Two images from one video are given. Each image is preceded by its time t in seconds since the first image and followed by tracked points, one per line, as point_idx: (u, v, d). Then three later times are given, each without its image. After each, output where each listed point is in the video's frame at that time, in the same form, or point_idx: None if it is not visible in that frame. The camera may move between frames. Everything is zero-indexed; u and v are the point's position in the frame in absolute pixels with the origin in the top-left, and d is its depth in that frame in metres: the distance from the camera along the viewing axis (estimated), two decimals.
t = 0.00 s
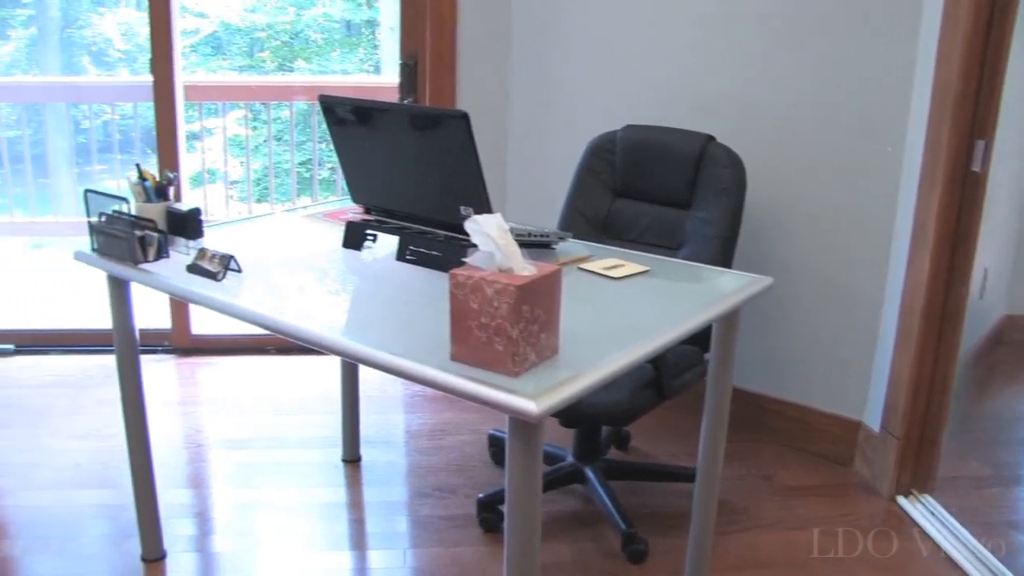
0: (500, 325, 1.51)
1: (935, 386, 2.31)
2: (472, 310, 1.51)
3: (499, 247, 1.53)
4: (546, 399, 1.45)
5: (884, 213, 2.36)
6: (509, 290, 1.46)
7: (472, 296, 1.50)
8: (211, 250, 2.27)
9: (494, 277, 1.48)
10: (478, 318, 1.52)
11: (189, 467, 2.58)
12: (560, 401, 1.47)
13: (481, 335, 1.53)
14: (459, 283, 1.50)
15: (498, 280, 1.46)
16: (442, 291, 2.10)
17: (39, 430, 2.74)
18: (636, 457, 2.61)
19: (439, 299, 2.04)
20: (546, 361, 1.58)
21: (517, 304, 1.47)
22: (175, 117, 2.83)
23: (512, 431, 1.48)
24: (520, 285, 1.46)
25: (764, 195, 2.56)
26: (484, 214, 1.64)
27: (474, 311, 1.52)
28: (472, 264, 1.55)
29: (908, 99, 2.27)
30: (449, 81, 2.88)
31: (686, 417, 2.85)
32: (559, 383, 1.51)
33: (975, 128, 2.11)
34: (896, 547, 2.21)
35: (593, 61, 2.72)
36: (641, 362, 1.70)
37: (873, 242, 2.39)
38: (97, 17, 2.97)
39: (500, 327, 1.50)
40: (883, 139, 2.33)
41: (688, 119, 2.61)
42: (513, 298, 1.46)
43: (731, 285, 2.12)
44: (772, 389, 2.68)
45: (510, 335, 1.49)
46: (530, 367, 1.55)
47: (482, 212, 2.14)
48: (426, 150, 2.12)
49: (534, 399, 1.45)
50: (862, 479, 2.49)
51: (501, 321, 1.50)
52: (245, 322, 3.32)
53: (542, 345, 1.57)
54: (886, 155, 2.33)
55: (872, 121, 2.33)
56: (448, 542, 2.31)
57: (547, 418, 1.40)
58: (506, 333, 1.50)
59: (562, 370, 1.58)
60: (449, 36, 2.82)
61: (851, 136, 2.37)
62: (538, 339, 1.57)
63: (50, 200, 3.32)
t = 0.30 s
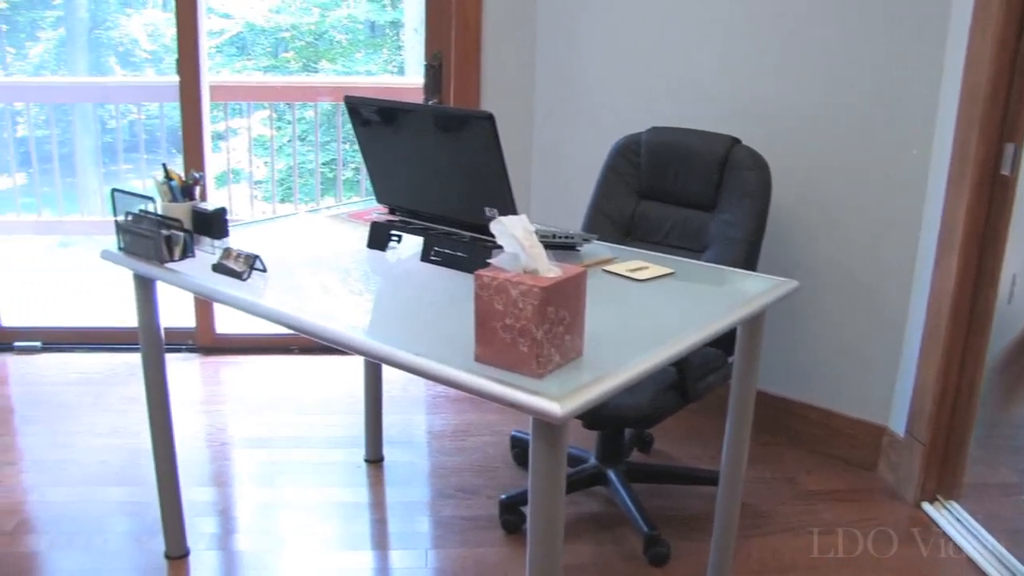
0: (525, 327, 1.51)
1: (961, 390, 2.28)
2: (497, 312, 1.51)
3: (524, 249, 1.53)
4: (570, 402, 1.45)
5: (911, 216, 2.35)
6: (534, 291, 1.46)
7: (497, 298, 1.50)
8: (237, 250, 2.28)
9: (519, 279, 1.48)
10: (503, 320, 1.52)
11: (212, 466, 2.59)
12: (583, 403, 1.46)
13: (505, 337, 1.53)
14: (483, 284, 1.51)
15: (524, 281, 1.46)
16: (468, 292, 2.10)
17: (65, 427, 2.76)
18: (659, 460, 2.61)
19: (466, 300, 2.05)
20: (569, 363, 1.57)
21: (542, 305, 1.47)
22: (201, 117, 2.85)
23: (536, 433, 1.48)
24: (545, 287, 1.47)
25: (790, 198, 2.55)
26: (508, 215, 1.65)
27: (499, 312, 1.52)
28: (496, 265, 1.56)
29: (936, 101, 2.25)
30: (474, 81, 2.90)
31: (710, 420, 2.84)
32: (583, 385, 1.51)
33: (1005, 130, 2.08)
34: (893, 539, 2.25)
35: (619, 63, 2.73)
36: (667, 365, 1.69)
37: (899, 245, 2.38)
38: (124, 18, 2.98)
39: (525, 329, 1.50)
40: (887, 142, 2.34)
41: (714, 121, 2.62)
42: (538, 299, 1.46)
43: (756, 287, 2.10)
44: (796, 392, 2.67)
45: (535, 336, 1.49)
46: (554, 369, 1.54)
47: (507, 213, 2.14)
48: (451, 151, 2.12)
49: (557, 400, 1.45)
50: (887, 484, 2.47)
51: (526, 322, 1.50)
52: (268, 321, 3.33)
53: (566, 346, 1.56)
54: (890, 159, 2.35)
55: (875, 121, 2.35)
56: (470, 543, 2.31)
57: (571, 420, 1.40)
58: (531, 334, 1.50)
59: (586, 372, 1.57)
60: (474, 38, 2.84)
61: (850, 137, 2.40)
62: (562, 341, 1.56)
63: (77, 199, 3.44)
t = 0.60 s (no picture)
0: (556, 330, 1.51)
1: (995, 397, 2.25)
2: (528, 314, 1.51)
3: (554, 251, 1.54)
4: (599, 405, 1.44)
5: (944, 221, 2.32)
6: (565, 294, 1.46)
7: (528, 300, 1.50)
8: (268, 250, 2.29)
9: (550, 281, 1.48)
10: (534, 322, 1.51)
11: (240, 464, 2.61)
12: (613, 406, 1.45)
13: (536, 339, 1.53)
14: (514, 286, 1.50)
15: (555, 283, 1.46)
16: (499, 294, 2.09)
17: (95, 424, 2.78)
18: (687, 464, 2.61)
19: (497, 301, 2.04)
20: (599, 366, 1.56)
21: (573, 308, 1.46)
22: (233, 115, 2.86)
23: (565, 436, 1.47)
24: (576, 290, 1.46)
25: (821, 202, 2.54)
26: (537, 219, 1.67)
27: (529, 314, 1.52)
28: (527, 266, 1.56)
29: (971, 106, 2.22)
30: (504, 85, 2.92)
31: (739, 425, 2.84)
32: (613, 389, 1.50)
33: None
34: (895, 545, 2.24)
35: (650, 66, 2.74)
36: (698, 369, 1.68)
37: (932, 250, 2.36)
38: (156, 19, 3.00)
39: (555, 331, 1.49)
40: (896, 141, 2.36)
41: (746, 124, 2.61)
42: (569, 302, 1.46)
43: (786, 291, 2.09)
44: (826, 397, 2.65)
45: (565, 339, 1.48)
46: (584, 372, 1.54)
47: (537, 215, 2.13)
48: (480, 153, 2.11)
49: (587, 403, 1.44)
50: (917, 491, 2.45)
51: (557, 325, 1.49)
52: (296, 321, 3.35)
53: (596, 349, 1.56)
54: (895, 158, 2.37)
55: (883, 120, 2.37)
56: (497, 545, 2.31)
57: (601, 424, 1.39)
58: (561, 337, 1.49)
59: (616, 375, 1.57)
60: (504, 40, 2.86)
61: (873, 140, 2.40)
62: (592, 344, 1.56)
63: (110, 199, 3.58)
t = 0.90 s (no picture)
0: (588, 333, 1.50)
1: None
2: (560, 316, 1.50)
3: (587, 254, 1.52)
4: (630, 408, 1.42)
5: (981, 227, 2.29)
6: (597, 297, 1.45)
7: (560, 303, 1.49)
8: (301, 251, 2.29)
9: (583, 284, 1.47)
10: (565, 325, 1.50)
11: (270, 463, 2.62)
12: (644, 410, 1.44)
13: (567, 342, 1.52)
14: (547, 289, 1.50)
15: (587, 286, 1.45)
16: (531, 296, 2.09)
17: (127, 422, 2.81)
18: (718, 469, 2.61)
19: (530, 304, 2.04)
20: (630, 369, 1.55)
21: (605, 311, 1.45)
22: (265, 120, 2.99)
23: (596, 439, 1.46)
24: (608, 293, 1.45)
25: (854, 207, 2.52)
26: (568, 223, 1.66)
27: (561, 317, 1.51)
28: (559, 269, 1.55)
29: (1009, 109, 2.19)
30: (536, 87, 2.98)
31: (770, 430, 2.83)
32: (644, 392, 1.49)
33: None
34: (894, 544, 2.25)
35: (684, 70, 2.77)
36: (731, 373, 1.67)
37: (967, 256, 2.33)
38: (190, 21, 3.06)
39: (587, 334, 1.48)
40: (930, 145, 2.34)
41: (781, 128, 2.61)
42: (602, 305, 1.45)
43: (820, 296, 2.07)
44: (859, 403, 2.63)
45: (597, 342, 1.47)
46: (615, 375, 1.53)
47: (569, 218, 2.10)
48: (511, 155, 2.09)
49: (618, 406, 1.43)
50: (951, 500, 2.42)
51: (589, 328, 1.48)
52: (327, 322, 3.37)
53: (627, 352, 1.55)
54: (929, 162, 2.35)
55: (917, 124, 2.35)
56: (525, 547, 2.30)
57: (632, 427, 1.38)
58: (593, 340, 1.48)
59: (648, 378, 1.56)
60: (536, 41, 2.92)
61: (908, 144, 2.37)
62: (624, 347, 1.55)
63: (144, 198, 3.58)
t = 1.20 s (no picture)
0: (614, 336, 1.49)
1: None
2: (586, 319, 1.49)
3: (615, 256, 1.52)
4: (656, 412, 1.41)
5: (1011, 231, 2.27)
6: (623, 300, 1.44)
7: (587, 306, 1.49)
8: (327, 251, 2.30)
9: (609, 287, 1.47)
10: (592, 328, 1.50)
11: (294, 463, 2.64)
12: (670, 414, 1.43)
13: (594, 345, 1.51)
14: (573, 292, 1.49)
15: (613, 289, 1.45)
16: (558, 299, 2.08)
17: (153, 420, 2.83)
18: (742, 473, 2.61)
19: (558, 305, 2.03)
20: (657, 372, 1.54)
21: (632, 314, 1.45)
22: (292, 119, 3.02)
23: (621, 443, 1.45)
24: (635, 296, 1.45)
25: (883, 211, 2.51)
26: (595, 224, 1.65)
27: (588, 320, 1.50)
28: (586, 272, 1.54)
29: None
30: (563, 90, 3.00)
31: (796, 435, 2.82)
32: (670, 395, 1.48)
33: None
34: (894, 547, 2.24)
35: (712, 74, 2.78)
36: (758, 376, 1.66)
37: (997, 261, 2.31)
38: (217, 22, 3.09)
39: (613, 337, 1.47)
40: (959, 148, 2.32)
41: (809, 131, 2.60)
42: (628, 308, 1.44)
43: (848, 300, 2.05)
44: (887, 409, 2.62)
45: (623, 345, 1.46)
46: (641, 378, 1.52)
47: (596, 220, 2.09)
48: (539, 157, 2.09)
49: (643, 409, 1.42)
50: (979, 508, 2.40)
51: (616, 331, 1.47)
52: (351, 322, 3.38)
53: (654, 355, 1.54)
54: (958, 165, 2.33)
55: (945, 127, 2.33)
56: (548, 549, 2.29)
57: (658, 431, 1.37)
58: (619, 343, 1.48)
59: (674, 382, 1.55)
60: (563, 41, 2.93)
61: (937, 146, 2.36)
62: (650, 350, 1.54)
63: (170, 199, 3.60)
